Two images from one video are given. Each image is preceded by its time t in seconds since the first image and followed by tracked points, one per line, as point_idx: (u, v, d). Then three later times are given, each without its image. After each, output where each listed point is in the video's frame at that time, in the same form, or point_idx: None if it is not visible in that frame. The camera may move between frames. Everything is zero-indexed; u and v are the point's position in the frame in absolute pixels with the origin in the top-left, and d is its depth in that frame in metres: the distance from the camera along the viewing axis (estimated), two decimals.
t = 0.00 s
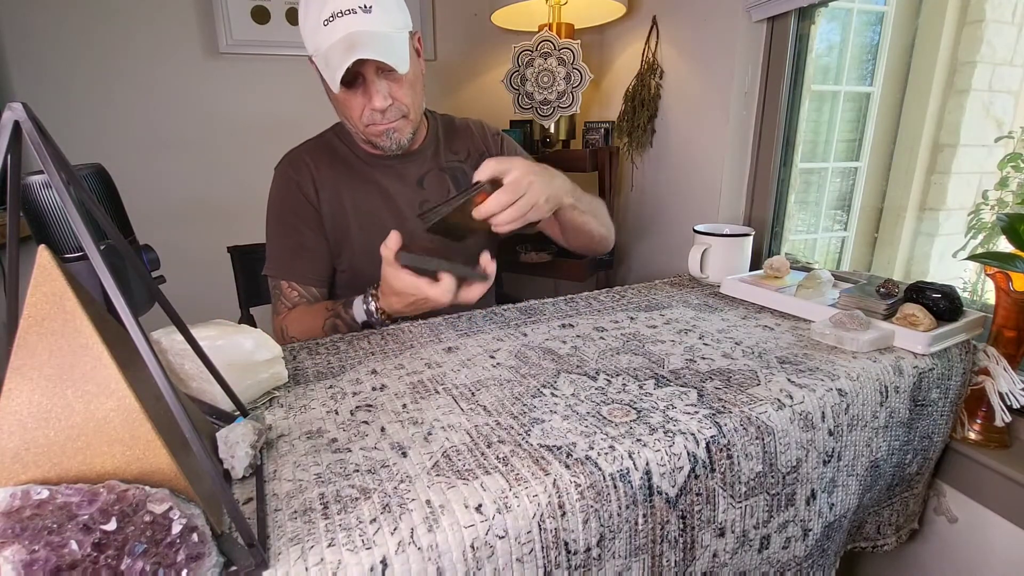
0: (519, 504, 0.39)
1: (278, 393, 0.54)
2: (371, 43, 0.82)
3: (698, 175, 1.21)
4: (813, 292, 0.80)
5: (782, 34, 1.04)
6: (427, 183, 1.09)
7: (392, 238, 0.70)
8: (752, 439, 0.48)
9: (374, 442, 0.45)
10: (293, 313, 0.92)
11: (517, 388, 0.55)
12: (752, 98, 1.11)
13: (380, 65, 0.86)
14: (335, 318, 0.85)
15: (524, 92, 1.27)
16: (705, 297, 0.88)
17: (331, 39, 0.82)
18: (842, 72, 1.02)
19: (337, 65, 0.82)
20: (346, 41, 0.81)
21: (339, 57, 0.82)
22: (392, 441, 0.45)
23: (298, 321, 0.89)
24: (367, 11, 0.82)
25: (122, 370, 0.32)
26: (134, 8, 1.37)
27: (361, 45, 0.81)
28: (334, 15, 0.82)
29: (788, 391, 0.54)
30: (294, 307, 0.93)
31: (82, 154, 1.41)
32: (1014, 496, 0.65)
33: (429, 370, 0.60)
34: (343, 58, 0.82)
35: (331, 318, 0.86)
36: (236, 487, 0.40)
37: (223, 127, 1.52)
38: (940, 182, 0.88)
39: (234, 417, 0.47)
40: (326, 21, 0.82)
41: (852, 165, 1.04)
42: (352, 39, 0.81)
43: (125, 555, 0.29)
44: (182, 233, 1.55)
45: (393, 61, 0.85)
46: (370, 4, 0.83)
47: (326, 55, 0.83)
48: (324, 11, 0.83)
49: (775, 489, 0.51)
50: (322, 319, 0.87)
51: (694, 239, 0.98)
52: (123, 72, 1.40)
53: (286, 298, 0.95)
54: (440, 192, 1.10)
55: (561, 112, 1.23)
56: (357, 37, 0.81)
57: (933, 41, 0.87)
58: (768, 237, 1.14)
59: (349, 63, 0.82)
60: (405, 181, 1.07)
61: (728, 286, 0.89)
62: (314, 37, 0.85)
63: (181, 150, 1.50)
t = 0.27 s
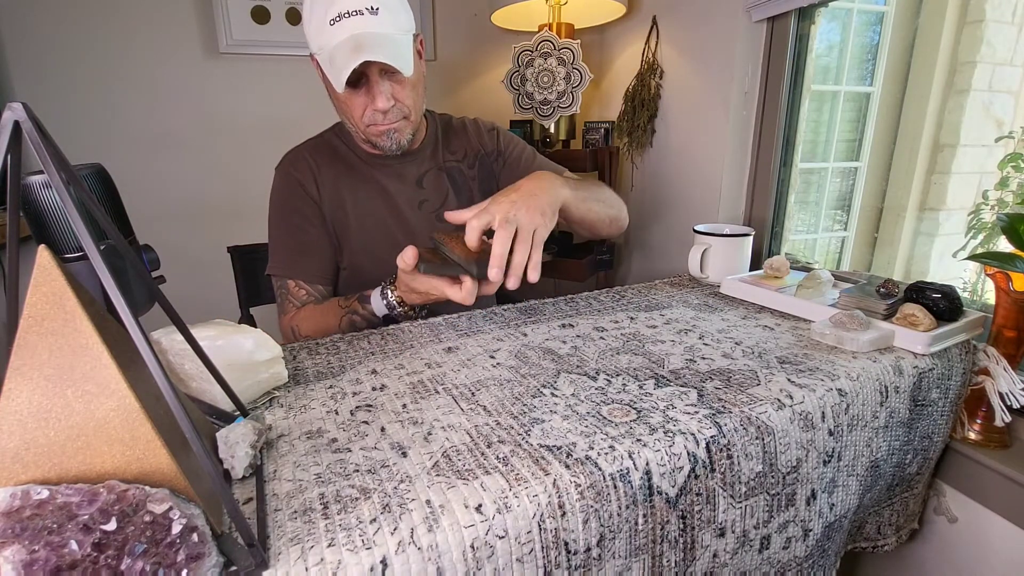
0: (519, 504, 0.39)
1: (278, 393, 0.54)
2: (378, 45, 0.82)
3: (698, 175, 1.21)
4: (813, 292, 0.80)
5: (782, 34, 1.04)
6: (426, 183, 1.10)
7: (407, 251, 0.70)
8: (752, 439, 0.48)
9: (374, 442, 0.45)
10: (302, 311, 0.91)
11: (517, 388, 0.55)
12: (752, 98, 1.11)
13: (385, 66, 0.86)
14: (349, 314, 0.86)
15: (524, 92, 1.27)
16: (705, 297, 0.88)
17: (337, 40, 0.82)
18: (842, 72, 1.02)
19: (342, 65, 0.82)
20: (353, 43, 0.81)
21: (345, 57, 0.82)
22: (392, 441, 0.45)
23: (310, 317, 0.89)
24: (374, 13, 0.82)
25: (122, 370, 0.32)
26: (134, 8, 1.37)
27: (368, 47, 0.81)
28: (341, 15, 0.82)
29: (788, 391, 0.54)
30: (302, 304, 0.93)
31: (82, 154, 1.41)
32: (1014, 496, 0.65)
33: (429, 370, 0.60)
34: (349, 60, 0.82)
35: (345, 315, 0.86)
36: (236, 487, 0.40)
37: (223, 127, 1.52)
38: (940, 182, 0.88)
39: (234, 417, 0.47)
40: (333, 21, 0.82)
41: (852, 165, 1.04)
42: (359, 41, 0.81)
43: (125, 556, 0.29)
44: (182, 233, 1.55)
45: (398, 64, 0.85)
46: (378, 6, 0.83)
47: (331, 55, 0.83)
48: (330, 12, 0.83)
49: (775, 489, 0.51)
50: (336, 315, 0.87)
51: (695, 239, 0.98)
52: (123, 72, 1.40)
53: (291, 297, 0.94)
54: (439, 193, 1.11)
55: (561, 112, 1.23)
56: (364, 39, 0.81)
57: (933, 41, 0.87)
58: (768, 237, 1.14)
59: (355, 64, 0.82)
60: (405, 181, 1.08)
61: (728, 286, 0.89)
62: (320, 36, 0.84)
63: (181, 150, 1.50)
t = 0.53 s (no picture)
0: (519, 504, 0.39)
1: (278, 393, 0.54)
2: (390, 46, 0.82)
3: (698, 174, 1.21)
4: (813, 291, 0.80)
5: (782, 34, 1.04)
6: (430, 183, 1.10)
7: (422, 226, 0.66)
8: (752, 439, 0.48)
9: (374, 442, 0.45)
10: (302, 307, 0.91)
11: (517, 388, 0.55)
12: (752, 98, 1.11)
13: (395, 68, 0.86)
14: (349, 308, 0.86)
15: (524, 92, 1.27)
16: (705, 297, 0.88)
17: (348, 39, 0.82)
18: (842, 72, 1.02)
19: (354, 66, 0.82)
20: (365, 42, 0.82)
21: (358, 58, 0.82)
22: (392, 441, 0.45)
23: (310, 312, 0.89)
24: (385, 14, 0.82)
25: (122, 370, 0.32)
26: (134, 8, 1.37)
27: (381, 48, 0.82)
28: (352, 15, 0.82)
29: (788, 391, 0.54)
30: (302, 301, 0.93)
31: (82, 154, 1.41)
32: (1014, 496, 0.65)
33: (429, 370, 0.60)
34: (362, 60, 0.82)
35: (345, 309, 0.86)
36: (236, 487, 0.40)
37: (223, 127, 1.52)
38: (940, 182, 0.88)
39: (234, 417, 0.47)
40: (344, 20, 0.82)
41: (852, 165, 1.04)
42: (371, 42, 0.82)
43: (125, 555, 0.29)
44: (181, 233, 1.55)
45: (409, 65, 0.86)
46: (389, 7, 0.83)
47: (341, 55, 0.83)
48: (341, 11, 0.82)
49: (775, 490, 0.51)
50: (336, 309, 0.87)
51: (695, 239, 0.98)
52: (123, 72, 1.40)
53: (291, 295, 0.94)
54: (442, 194, 1.11)
55: (561, 112, 1.23)
56: (376, 39, 0.82)
57: (933, 41, 0.87)
58: (768, 237, 1.14)
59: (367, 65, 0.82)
60: (408, 181, 1.07)
61: (728, 286, 0.89)
62: (329, 36, 0.84)
63: (181, 150, 1.50)
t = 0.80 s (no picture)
0: (519, 504, 0.39)
1: (279, 393, 0.54)
2: (413, 45, 0.85)
3: (698, 174, 1.21)
4: (813, 291, 0.80)
5: (782, 35, 1.04)
6: (435, 184, 1.10)
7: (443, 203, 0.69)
8: (752, 439, 0.48)
9: (374, 442, 0.45)
10: (298, 301, 0.91)
11: (517, 388, 0.55)
12: (752, 98, 1.11)
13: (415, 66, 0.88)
14: (344, 301, 0.87)
15: (524, 92, 1.27)
16: (705, 297, 0.88)
17: (372, 35, 0.84)
18: (842, 72, 1.02)
19: (377, 63, 0.84)
20: (391, 39, 0.84)
21: (381, 55, 0.83)
22: (392, 441, 0.45)
23: (305, 306, 0.89)
24: (408, 14, 0.85)
25: (122, 370, 0.32)
26: (133, 8, 1.37)
27: (404, 46, 0.84)
28: (376, 14, 0.84)
29: (788, 391, 0.54)
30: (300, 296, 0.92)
31: (82, 154, 1.41)
32: (1014, 496, 0.65)
33: (429, 370, 0.60)
34: (385, 57, 0.84)
35: (340, 301, 0.87)
36: (236, 487, 0.40)
37: (223, 127, 1.52)
38: (940, 182, 0.88)
39: (234, 417, 0.47)
40: (367, 18, 0.84)
41: (852, 165, 1.04)
42: (395, 39, 0.84)
43: (125, 555, 0.29)
44: (181, 233, 1.55)
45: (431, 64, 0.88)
46: (412, 8, 0.86)
47: (363, 51, 0.84)
48: (364, 10, 0.85)
49: (775, 489, 0.51)
50: (331, 302, 0.88)
51: (695, 239, 0.98)
52: (123, 72, 1.40)
53: (289, 289, 0.93)
54: (448, 195, 1.11)
55: (561, 112, 1.23)
56: (400, 38, 0.84)
57: (933, 40, 0.87)
58: (768, 237, 1.14)
59: (390, 62, 0.84)
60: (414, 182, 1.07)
61: (728, 286, 0.89)
62: (350, 34, 0.86)
63: (181, 150, 1.50)
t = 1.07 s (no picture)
0: (519, 504, 0.39)
1: (278, 393, 0.54)
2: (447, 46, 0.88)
3: (699, 174, 1.21)
4: (813, 291, 0.80)
5: (782, 35, 1.04)
6: (445, 185, 1.09)
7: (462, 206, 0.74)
8: (752, 439, 0.48)
9: (374, 442, 0.45)
10: (298, 293, 0.90)
11: (517, 388, 0.55)
12: (752, 98, 1.11)
13: (444, 65, 0.90)
14: (342, 295, 0.87)
15: (524, 92, 1.27)
16: (705, 297, 0.88)
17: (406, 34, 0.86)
18: (842, 72, 1.02)
19: (413, 61, 0.86)
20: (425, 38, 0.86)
21: (418, 54, 0.86)
22: (392, 441, 0.45)
23: (304, 298, 0.88)
24: (442, 16, 0.88)
25: (122, 370, 0.32)
26: (133, 8, 1.37)
27: (438, 47, 0.87)
28: (412, 12, 0.86)
29: (788, 391, 0.54)
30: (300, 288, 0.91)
31: (82, 154, 1.41)
32: (1015, 496, 0.65)
33: (429, 370, 0.60)
34: (423, 57, 0.86)
35: (338, 295, 0.87)
36: (236, 487, 0.40)
37: (223, 127, 1.52)
38: (940, 182, 0.88)
39: (234, 417, 0.47)
40: (403, 15, 0.86)
41: (852, 165, 1.04)
42: (430, 40, 0.86)
43: (125, 556, 0.29)
44: (181, 233, 1.55)
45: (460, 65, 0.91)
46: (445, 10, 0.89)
47: (396, 49, 0.86)
48: (399, 7, 0.86)
49: (775, 489, 0.51)
50: (329, 296, 0.88)
51: (695, 239, 0.98)
52: (123, 72, 1.40)
53: (287, 281, 0.92)
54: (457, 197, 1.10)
55: (561, 112, 1.23)
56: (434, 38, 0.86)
57: (933, 40, 0.87)
58: (768, 237, 1.14)
59: (426, 62, 0.86)
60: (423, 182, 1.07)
61: (728, 286, 0.89)
62: (383, 29, 0.87)
63: (181, 150, 1.50)
